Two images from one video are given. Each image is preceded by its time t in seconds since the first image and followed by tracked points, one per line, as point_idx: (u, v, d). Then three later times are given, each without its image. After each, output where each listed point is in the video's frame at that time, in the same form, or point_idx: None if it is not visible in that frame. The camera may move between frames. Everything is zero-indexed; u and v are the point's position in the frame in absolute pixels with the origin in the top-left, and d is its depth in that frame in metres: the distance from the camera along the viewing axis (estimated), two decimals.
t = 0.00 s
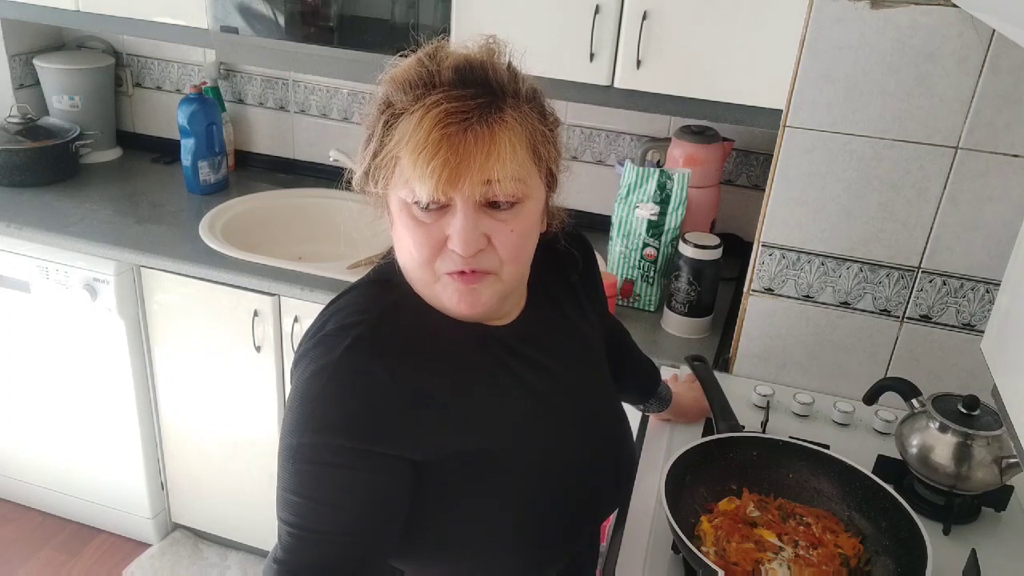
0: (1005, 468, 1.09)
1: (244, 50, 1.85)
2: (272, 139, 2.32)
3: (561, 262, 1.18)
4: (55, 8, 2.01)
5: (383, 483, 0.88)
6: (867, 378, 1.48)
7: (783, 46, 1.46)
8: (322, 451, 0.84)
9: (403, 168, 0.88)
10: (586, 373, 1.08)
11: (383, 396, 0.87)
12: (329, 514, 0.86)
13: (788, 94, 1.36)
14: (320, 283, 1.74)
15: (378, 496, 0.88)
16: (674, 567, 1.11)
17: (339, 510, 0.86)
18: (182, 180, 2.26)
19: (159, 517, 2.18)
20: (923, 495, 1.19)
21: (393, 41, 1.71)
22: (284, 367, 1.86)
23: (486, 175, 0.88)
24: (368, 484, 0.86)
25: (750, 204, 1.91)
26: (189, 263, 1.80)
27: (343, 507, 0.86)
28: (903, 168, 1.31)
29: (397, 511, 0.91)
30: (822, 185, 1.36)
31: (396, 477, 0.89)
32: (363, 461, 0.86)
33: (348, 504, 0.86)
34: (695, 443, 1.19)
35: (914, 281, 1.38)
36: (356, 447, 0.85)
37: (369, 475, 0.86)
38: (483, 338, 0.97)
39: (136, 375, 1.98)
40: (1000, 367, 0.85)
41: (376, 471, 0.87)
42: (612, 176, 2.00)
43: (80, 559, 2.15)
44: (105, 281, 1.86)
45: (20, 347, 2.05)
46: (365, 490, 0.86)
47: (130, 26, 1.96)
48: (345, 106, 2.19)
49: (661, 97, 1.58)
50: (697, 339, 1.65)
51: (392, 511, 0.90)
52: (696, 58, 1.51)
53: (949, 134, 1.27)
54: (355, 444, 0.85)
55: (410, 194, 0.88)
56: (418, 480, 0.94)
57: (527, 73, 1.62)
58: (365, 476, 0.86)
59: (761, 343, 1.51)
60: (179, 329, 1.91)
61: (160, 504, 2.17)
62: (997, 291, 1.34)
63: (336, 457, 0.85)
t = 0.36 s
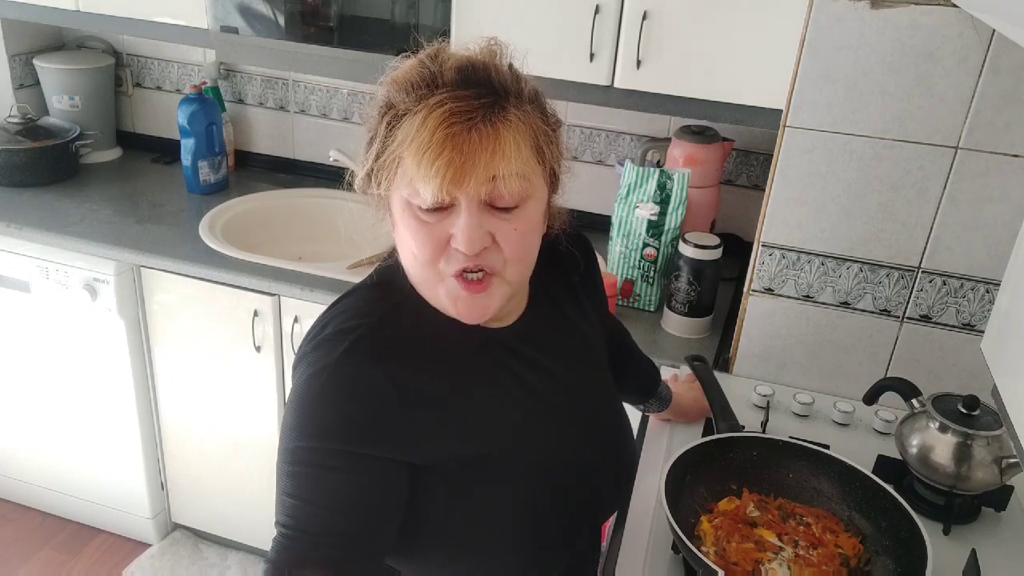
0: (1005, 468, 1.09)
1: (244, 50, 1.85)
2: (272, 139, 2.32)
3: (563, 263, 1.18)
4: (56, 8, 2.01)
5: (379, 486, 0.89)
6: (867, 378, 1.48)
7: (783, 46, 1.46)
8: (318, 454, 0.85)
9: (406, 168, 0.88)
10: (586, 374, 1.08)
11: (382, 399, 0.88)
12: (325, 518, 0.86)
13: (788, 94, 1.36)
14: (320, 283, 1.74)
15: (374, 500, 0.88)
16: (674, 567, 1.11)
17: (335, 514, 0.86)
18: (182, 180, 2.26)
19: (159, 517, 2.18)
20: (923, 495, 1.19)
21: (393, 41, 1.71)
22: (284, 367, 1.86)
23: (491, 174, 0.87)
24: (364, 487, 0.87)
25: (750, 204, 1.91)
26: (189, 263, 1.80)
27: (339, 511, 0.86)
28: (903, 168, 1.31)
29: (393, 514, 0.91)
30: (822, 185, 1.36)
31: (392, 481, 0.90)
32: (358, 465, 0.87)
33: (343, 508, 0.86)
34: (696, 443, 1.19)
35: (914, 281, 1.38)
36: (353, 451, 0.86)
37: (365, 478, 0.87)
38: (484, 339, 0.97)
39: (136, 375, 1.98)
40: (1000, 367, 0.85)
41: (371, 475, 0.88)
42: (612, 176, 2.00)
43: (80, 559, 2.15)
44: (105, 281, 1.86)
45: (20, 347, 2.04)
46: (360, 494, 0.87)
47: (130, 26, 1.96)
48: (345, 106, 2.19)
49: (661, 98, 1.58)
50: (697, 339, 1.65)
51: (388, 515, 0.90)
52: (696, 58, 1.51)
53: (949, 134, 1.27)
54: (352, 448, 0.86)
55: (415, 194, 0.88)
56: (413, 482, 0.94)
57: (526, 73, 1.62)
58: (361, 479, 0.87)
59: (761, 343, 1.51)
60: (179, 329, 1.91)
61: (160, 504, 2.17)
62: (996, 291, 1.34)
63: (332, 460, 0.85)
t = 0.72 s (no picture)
0: (1005, 468, 1.09)
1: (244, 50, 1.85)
2: (272, 139, 2.32)
3: (564, 263, 1.18)
4: (56, 8, 2.01)
5: (381, 491, 0.88)
6: (867, 378, 1.48)
7: (783, 46, 1.46)
8: (319, 460, 0.85)
9: (409, 144, 0.89)
10: (586, 376, 1.08)
11: (383, 403, 0.87)
12: (327, 521, 0.86)
13: (788, 94, 1.36)
14: (320, 283, 1.74)
15: (375, 505, 0.88)
16: (674, 567, 1.11)
17: (337, 518, 0.86)
18: (181, 180, 2.26)
19: (159, 517, 2.18)
20: (923, 495, 1.19)
21: (393, 40, 1.71)
22: (284, 367, 1.86)
23: (493, 137, 0.89)
24: (366, 492, 0.87)
25: (750, 204, 1.91)
26: (189, 263, 1.80)
27: (341, 515, 0.86)
28: (903, 168, 1.31)
29: (395, 518, 0.91)
30: (822, 186, 1.36)
31: (393, 486, 0.90)
32: (360, 471, 0.86)
33: (345, 512, 0.86)
34: (695, 443, 1.19)
35: (914, 281, 1.38)
36: (354, 456, 0.86)
37: (366, 484, 0.87)
38: (485, 340, 0.97)
39: (136, 375, 1.98)
40: (1000, 367, 0.85)
41: (372, 480, 0.87)
42: (612, 176, 2.00)
43: (80, 559, 2.16)
44: (105, 281, 1.86)
45: (20, 347, 2.05)
46: (362, 499, 0.87)
47: (130, 26, 1.96)
48: (345, 106, 2.19)
49: (661, 97, 1.58)
50: (697, 339, 1.65)
51: (390, 519, 0.90)
52: (696, 58, 1.51)
53: (950, 134, 1.27)
54: (354, 454, 0.86)
55: (419, 166, 0.89)
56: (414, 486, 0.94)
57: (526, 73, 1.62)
58: (363, 485, 0.87)
59: (761, 343, 1.51)
60: (179, 329, 1.91)
61: (160, 504, 2.17)
62: (997, 291, 1.34)
63: (333, 466, 0.85)
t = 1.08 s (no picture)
0: (1005, 468, 1.09)
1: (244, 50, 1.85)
2: (272, 139, 2.32)
3: (563, 263, 1.18)
4: (56, 8, 2.01)
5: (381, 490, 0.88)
6: (867, 378, 1.48)
7: (783, 46, 1.46)
8: (320, 460, 0.85)
9: (414, 142, 0.89)
10: (586, 376, 1.08)
11: (384, 402, 0.87)
12: (327, 521, 0.86)
13: (787, 94, 1.36)
14: (320, 283, 1.74)
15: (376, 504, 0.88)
16: (674, 567, 1.11)
17: (337, 517, 0.86)
18: (181, 180, 2.26)
19: (159, 517, 2.18)
20: (923, 495, 1.19)
21: (393, 40, 1.71)
22: (284, 367, 1.86)
23: (499, 137, 0.89)
24: (365, 492, 0.87)
25: (750, 204, 1.91)
26: (189, 263, 1.80)
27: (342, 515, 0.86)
28: (903, 168, 1.31)
29: (396, 518, 0.91)
30: (822, 186, 1.36)
31: (394, 486, 0.90)
32: (360, 470, 0.86)
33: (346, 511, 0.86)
34: (695, 443, 1.19)
35: (914, 281, 1.38)
36: (355, 456, 0.86)
37: (367, 484, 0.87)
38: (485, 340, 0.97)
39: (136, 376, 1.98)
40: (1000, 367, 0.85)
41: (373, 480, 0.87)
42: (612, 176, 2.00)
43: (80, 559, 2.15)
44: (105, 281, 1.86)
45: (20, 347, 2.05)
46: (363, 499, 0.87)
47: (130, 26, 1.96)
48: (345, 106, 2.20)
49: (661, 97, 1.58)
50: (697, 339, 1.65)
51: (391, 520, 0.90)
52: (696, 58, 1.51)
53: (949, 134, 1.27)
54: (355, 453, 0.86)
55: (424, 164, 0.89)
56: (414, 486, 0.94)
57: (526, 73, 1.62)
58: (364, 485, 0.87)
59: (761, 343, 1.51)
60: (179, 329, 1.91)
61: (160, 504, 2.17)
62: (997, 291, 1.34)
63: (334, 466, 0.85)
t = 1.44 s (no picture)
0: (1005, 468, 1.09)
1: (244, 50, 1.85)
2: (272, 139, 2.32)
3: (563, 263, 1.18)
4: (56, 8, 2.01)
5: (381, 491, 0.88)
6: (867, 378, 1.48)
7: (783, 46, 1.46)
8: (319, 458, 0.85)
9: (416, 140, 0.89)
10: (586, 375, 1.08)
11: (383, 402, 0.87)
12: (326, 520, 0.86)
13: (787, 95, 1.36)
14: (320, 283, 1.74)
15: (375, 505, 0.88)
16: (674, 567, 1.11)
17: (337, 517, 0.86)
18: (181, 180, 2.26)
19: (159, 517, 2.18)
20: (923, 495, 1.19)
21: (393, 40, 1.71)
22: (284, 367, 1.86)
23: (502, 137, 0.89)
24: (365, 491, 0.87)
25: (750, 203, 1.91)
26: (189, 263, 1.80)
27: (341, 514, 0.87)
28: (903, 168, 1.31)
29: (395, 518, 0.91)
30: (822, 186, 1.36)
31: (394, 485, 0.90)
32: (360, 470, 0.86)
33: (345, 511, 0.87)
34: (695, 443, 1.19)
35: (914, 281, 1.38)
36: (355, 456, 0.86)
37: (366, 482, 0.87)
38: (484, 340, 0.97)
39: (136, 376, 1.98)
40: (1000, 367, 0.85)
41: (373, 481, 0.87)
42: (612, 176, 2.00)
43: (80, 559, 2.15)
44: (105, 281, 1.86)
45: (20, 347, 2.05)
46: (362, 498, 0.87)
47: (130, 26, 1.96)
48: (345, 106, 2.20)
49: (661, 97, 1.58)
50: (697, 339, 1.65)
51: (390, 519, 0.90)
52: (696, 58, 1.51)
53: (949, 134, 1.27)
54: (355, 453, 0.86)
55: (427, 162, 0.89)
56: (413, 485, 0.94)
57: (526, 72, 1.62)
58: (363, 484, 0.87)
59: (761, 343, 1.51)
60: (179, 329, 1.91)
61: (160, 504, 2.17)
62: (997, 291, 1.34)
63: (333, 465, 0.85)
